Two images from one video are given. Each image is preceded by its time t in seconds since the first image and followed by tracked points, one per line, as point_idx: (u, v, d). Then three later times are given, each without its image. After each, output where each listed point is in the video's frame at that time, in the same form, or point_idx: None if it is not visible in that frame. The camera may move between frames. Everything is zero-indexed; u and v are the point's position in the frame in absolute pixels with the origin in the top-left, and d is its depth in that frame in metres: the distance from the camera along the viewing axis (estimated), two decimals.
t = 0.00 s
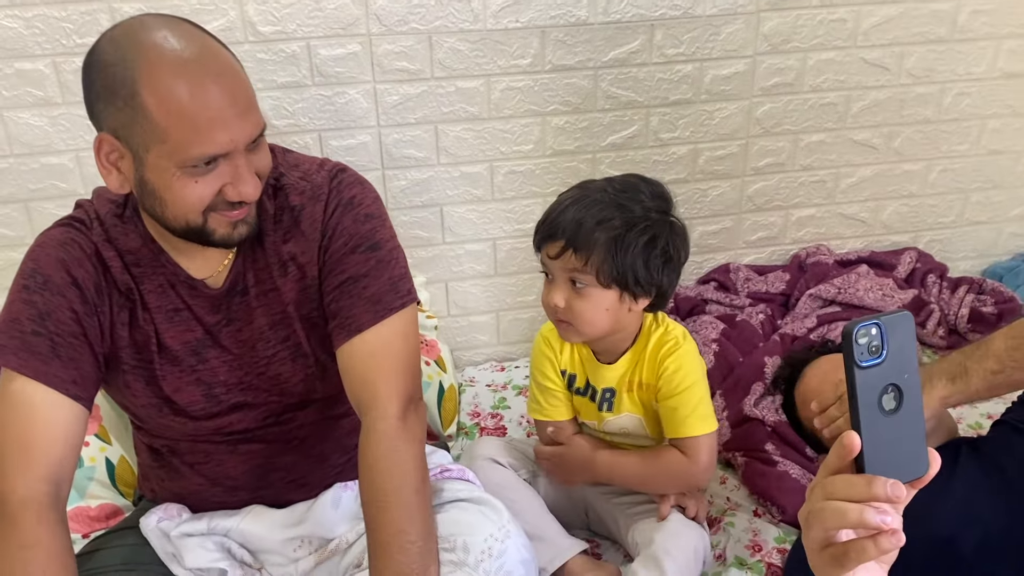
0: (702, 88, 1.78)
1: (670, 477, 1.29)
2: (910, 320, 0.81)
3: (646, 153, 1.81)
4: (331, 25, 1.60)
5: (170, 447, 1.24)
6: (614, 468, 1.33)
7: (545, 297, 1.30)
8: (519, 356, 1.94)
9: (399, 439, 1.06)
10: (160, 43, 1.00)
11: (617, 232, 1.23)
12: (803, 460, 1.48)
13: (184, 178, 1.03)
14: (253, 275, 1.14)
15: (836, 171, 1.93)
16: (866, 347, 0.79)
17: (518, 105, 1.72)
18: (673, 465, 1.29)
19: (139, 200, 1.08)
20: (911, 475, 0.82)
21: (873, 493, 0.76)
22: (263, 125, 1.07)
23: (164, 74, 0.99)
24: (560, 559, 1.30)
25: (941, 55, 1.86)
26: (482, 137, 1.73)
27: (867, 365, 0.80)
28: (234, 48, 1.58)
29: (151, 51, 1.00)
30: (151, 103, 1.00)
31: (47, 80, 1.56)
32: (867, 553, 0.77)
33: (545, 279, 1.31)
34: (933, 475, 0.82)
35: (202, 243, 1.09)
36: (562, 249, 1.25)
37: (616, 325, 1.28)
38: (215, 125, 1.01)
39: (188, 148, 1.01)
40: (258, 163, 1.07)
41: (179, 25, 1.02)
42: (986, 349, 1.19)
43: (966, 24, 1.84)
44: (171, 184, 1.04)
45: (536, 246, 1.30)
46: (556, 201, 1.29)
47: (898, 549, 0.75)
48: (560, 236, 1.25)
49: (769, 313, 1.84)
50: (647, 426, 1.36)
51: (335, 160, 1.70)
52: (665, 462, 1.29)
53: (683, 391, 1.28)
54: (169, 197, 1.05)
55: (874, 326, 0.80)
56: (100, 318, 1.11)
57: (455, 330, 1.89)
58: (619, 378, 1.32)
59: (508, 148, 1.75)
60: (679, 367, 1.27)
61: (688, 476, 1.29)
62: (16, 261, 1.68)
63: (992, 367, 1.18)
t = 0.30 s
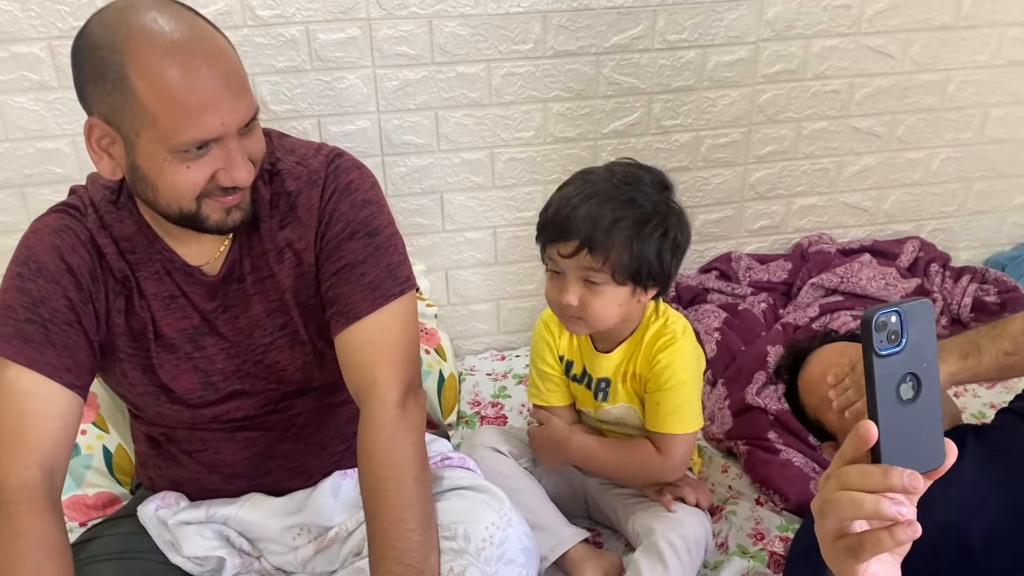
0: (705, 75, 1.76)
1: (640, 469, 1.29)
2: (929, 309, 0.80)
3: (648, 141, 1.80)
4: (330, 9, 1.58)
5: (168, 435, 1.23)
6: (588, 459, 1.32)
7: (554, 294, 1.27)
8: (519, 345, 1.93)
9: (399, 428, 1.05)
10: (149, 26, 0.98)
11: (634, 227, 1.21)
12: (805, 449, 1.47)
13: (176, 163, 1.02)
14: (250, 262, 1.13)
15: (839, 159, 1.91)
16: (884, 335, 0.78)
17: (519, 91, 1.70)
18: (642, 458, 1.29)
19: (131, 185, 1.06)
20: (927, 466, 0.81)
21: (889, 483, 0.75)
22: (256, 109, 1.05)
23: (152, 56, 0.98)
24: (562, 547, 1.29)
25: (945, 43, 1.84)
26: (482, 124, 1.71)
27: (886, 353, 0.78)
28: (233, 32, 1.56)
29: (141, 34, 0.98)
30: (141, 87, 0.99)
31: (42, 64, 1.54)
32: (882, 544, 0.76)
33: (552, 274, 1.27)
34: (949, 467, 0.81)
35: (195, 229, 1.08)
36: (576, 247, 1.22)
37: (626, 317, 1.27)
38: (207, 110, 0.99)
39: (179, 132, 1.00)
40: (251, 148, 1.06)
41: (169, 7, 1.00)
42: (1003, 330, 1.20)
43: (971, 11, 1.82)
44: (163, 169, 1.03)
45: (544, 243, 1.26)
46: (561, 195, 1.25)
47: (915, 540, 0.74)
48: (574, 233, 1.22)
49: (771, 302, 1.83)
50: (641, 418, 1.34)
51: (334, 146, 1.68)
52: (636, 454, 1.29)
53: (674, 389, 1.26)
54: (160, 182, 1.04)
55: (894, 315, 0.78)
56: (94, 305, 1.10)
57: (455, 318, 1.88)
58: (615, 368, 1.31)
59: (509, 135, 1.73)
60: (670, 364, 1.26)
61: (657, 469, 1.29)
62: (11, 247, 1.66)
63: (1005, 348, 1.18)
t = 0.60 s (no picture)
0: (700, 70, 1.76)
1: (665, 463, 1.29)
2: (927, 307, 0.80)
3: (643, 136, 1.80)
4: (325, 3, 1.57)
5: (162, 430, 1.22)
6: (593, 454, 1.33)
7: (615, 300, 1.22)
8: (515, 341, 1.93)
9: (395, 424, 1.04)
10: (142, 19, 0.98)
11: (665, 209, 1.26)
12: (800, 445, 1.48)
13: (168, 158, 1.02)
14: (244, 257, 1.13)
15: (834, 155, 1.91)
16: (883, 334, 0.78)
17: (515, 86, 1.69)
18: (667, 452, 1.29)
19: (123, 180, 1.06)
20: (924, 464, 0.81)
21: (886, 482, 0.75)
22: (249, 103, 1.05)
23: (143, 50, 0.97)
24: (558, 543, 1.29)
25: (941, 38, 1.84)
26: (478, 119, 1.71)
27: (884, 352, 0.78)
28: (227, 26, 1.56)
29: (133, 28, 0.97)
30: (133, 80, 0.98)
31: (35, 58, 1.53)
32: (878, 543, 0.76)
33: (604, 280, 1.22)
34: (946, 465, 0.81)
35: (187, 224, 1.08)
36: (643, 237, 1.21)
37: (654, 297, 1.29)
38: (201, 103, 0.99)
39: (172, 126, 0.99)
40: (244, 142, 1.05)
41: None
42: (1001, 326, 1.19)
43: (967, 7, 1.82)
44: (155, 163, 1.02)
45: (591, 251, 1.21)
46: (579, 201, 1.23)
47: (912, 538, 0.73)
48: (636, 224, 1.21)
49: (767, 297, 1.83)
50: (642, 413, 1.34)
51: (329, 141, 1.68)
52: (660, 449, 1.30)
53: (681, 383, 1.27)
54: (153, 177, 1.03)
55: (893, 313, 0.78)
56: (88, 300, 1.09)
57: (450, 313, 1.88)
58: (616, 364, 1.31)
59: (505, 130, 1.73)
60: (676, 358, 1.26)
61: (683, 462, 1.29)
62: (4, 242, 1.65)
63: (1002, 344, 1.17)
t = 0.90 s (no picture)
0: (689, 70, 1.77)
1: (637, 466, 1.30)
2: (909, 306, 0.81)
3: (632, 136, 1.80)
4: (313, 2, 1.57)
5: (151, 430, 1.22)
6: (574, 457, 1.34)
7: (602, 301, 1.22)
8: (505, 340, 1.93)
9: (382, 423, 1.05)
10: (128, 20, 0.97)
11: (656, 211, 1.26)
12: (788, 444, 1.48)
13: (156, 159, 1.02)
14: (232, 257, 1.12)
15: (823, 155, 1.92)
16: (865, 333, 0.79)
17: (504, 85, 1.70)
18: (640, 455, 1.30)
19: (110, 180, 1.06)
20: (906, 462, 0.82)
21: (869, 480, 0.75)
22: (237, 103, 1.04)
23: (131, 51, 0.97)
24: (546, 541, 1.29)
25: (929, 39, 1.85)
26: (467, 118, 1.71)
27: (867, 351, 0.79)
28: (215, 25, 1.56)
29: (120, 29, 0.97)
30: (121, 81, 0.98)
31: (22, 57, 1.52)
32: (862, 540, 0.76)
33: (592, 280, 1.23)
34: (927, 464, 0.82)
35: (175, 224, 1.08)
36: (633, 239, 1.21)
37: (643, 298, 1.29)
38: (188, 104, 0.98)
39: (160, 126, 0.99)
40: (231, 142, 1.05)
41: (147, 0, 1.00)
42: (983, 326, 1.19)
43: (954, 7, 1.83)
44: (142, 164, 1.02)
45: (579, 252, 1.21)
46: (571, 202, 1.23)
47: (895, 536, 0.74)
48: (625, 226, 1.21)
49: (755, 296, 1.84)
50: (629, 414, 1.34)
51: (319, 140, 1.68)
52: (633, 451, 1.30)
53: (663, 384, 1.26)
54: (140, 177, 1.03)
55: (874, 312, 0.79)
56: (76, 300, 1.09)
57: (440, 312, 1.88)
58: (602, 364, 1.31)
59: (495, 129, 1.73)
60: (659, 358, 1.26)
61: (655, 466, 1.29)
62: None
63: (985, 343, 1.18)
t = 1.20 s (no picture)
0: (673, 70, 1.77)
1: (628, 468, 1.30)
2: (887, 307, 0.81)
3: (616, 136, 1.80)
4: (295, 2, 1.56)
5: (130, 433, 1.21)
6: (563, 459, 1.33)
7: (585, 303, 1.22)
8: (490, 341, 1.93)
9: (362, 425, 1.04)
10: (105, 21, 0.97)
11: (639, 211, 1.26)
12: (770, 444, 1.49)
13: (134, 160, 1.01)
14: (212, 258, 1.12)
15: (807, 155, 1.93)
16: (842, 335, 0.79)
17: (488, 85, 1.69)
18: (631, 456, 1.30)
19: (88, 181, 1.05)
20: (884, 463, 0.82)
21: (845, 481, 0.75)
22: (216, 104, 1.04)
23: (108, 51, 0.96)
24: (528, 543, 1.29)
25: (912, 39, 1.86)
26: (451, 118, 1.71)
27: (844, 352, 0.79)
28: (196, 25, 1.55)
29: (97, 29, 0.96)
30: (98, 82, 0.97)
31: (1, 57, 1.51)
32: (837, 541, 0.76)
33: (575, 282, 1.22)
34: (905, 464, 0.82)
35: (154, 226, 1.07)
36: (615, 240, 1.21)
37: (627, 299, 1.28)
38: (166, 106, 0.98)
39: (138, 128, 0.98)
40: (211, 143, 1.04)
41: None
42: (961, 340, 1.18)
43: (937, 8, 1.84)
44: (120, 165, 1.01)
45: (562, 253, 1.21)
46: (553, 203, 1.23)
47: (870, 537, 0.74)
48: (608, 228, 1.20)
49: (739, 297, 1.84)
50: (615, 415, 1.34)
51: (301, 140, 1.67)
52: (625, 453, 1.30)
53: (651, 386, 1.26)
54: (118, 179, 1.02)
55: (852, 313, 0.79)
56: (54, 303, 1.08)
57: (425, 313, 1.87)
58: (588, 365, 1.31)
59: (478, 129, 1.73)
60: (648, 360, 1.26)
61: (647, 467, 1.29)
62: None
63: (964, 356, 1.16)
